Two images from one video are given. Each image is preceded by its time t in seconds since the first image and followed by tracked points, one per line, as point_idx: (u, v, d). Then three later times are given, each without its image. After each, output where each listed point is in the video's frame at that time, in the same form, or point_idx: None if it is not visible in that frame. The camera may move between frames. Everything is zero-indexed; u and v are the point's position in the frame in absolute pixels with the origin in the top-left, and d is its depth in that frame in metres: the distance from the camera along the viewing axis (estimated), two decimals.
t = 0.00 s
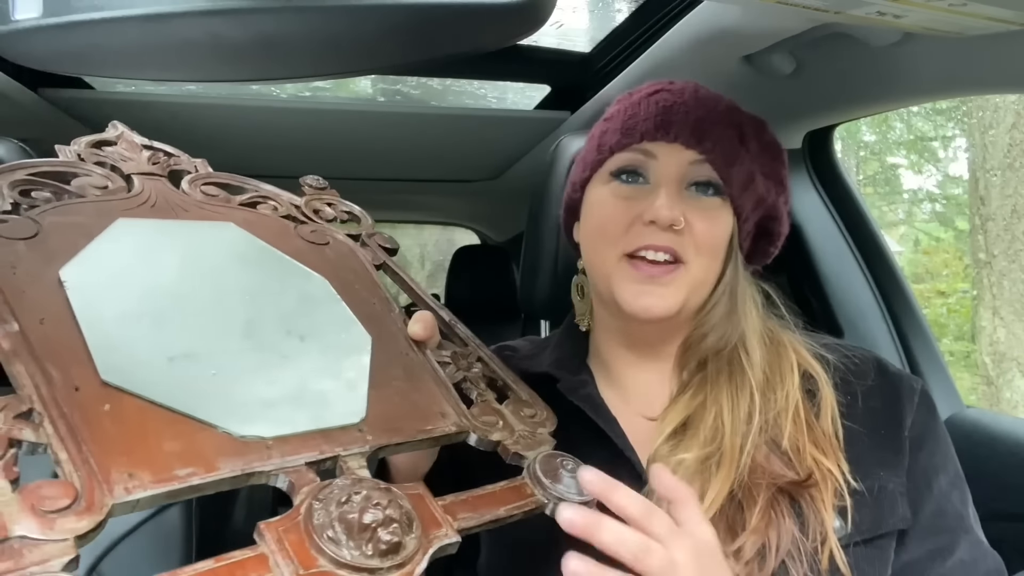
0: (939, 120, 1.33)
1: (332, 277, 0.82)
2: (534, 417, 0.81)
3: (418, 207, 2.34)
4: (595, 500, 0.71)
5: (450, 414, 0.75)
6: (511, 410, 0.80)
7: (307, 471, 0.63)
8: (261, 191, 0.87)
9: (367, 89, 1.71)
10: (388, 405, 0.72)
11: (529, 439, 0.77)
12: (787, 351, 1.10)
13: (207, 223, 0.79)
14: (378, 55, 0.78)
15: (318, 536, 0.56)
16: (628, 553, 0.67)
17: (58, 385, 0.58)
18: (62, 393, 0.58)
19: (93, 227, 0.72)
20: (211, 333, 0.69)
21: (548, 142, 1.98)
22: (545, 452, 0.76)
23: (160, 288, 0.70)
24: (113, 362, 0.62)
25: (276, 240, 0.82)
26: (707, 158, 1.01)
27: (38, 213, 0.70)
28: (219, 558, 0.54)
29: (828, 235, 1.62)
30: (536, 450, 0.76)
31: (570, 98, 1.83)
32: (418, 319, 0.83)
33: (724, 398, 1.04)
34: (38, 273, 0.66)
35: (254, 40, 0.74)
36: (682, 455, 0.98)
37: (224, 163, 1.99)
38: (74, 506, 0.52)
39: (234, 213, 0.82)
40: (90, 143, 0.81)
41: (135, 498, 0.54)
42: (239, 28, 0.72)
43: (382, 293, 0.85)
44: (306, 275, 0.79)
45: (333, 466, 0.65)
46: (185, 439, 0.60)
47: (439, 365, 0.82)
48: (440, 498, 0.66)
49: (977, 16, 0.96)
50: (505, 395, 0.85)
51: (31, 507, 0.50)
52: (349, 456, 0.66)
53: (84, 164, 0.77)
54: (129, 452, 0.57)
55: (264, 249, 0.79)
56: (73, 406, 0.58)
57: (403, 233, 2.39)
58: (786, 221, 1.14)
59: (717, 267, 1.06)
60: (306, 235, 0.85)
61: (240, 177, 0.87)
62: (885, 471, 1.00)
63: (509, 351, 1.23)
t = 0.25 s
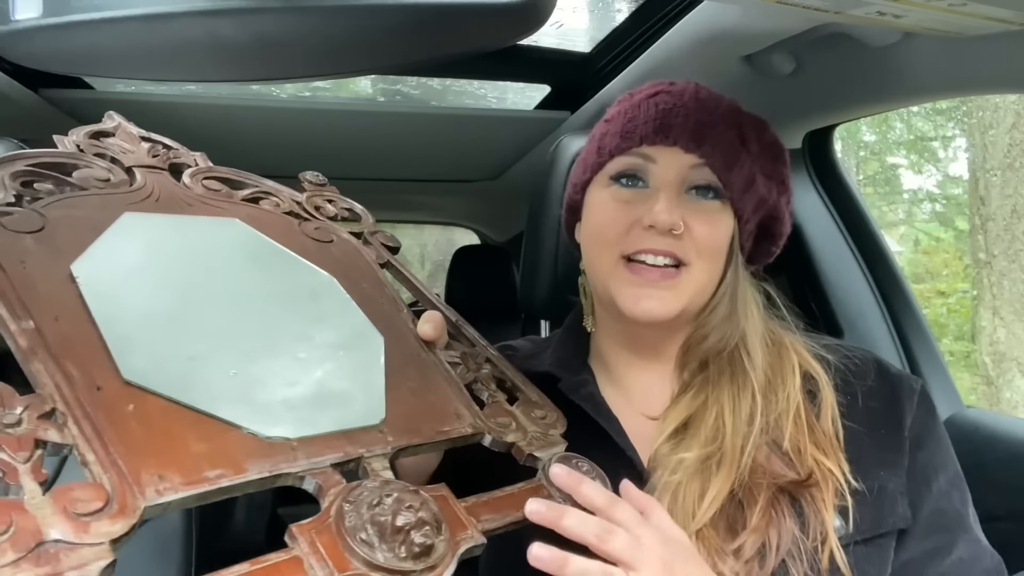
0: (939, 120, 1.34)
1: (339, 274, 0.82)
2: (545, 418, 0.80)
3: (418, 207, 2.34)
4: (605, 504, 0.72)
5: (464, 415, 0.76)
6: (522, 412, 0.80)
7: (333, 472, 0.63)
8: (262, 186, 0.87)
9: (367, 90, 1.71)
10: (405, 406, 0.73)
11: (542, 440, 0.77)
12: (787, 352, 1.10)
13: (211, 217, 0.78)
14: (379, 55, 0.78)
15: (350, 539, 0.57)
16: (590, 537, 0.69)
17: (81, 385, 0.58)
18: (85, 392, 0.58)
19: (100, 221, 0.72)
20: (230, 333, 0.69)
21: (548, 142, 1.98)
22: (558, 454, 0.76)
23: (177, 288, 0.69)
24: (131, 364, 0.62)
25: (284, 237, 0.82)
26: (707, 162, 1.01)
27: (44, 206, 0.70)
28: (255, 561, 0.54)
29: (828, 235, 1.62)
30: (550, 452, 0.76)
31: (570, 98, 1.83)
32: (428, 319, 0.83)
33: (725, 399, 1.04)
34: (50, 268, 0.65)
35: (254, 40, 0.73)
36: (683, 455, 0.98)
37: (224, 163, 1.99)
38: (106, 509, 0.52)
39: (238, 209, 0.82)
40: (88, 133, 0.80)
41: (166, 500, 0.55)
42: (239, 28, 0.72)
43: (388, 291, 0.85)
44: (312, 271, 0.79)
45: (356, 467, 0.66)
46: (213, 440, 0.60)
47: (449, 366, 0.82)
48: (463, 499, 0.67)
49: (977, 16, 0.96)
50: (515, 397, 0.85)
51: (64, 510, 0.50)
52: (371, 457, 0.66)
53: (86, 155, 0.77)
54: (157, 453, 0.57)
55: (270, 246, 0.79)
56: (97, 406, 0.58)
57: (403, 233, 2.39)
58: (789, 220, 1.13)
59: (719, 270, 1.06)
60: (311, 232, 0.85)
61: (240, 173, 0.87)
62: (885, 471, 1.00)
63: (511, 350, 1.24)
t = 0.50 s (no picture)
0: (939, 120, 1.33)
1: (338, 270, 0.82)
2: (543, 407, 0.82)
3: (418, 207, 2.34)
4: (609, 487, 0.72)
5: (465, 403, 0.76)
6: (521, 402, 0.81)
7: (342, 450, 0.63)
8: (257, 187, 0.87)
9: (367, 90, 1.71)
10: (408, 392, 0.73)
11: (540, 426, 0.78)
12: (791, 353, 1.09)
13: (211, 214, 0.78)
14: (379, 55, 0.78)
15: (364, 510, 0.57)
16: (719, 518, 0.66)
17: (93, 362, 0.58)
18: (97, 370, 0.58)
19: (104, 215, 0.71)
20: (236, 318, 0.69)
21: (548, 142, 1.98)
22: (559, 439, 0.77)
23: (184, 276, 0.69)
24: (144, 342, 0.62)
25: (283, 234, 0.82)
26: (699, 170, 1.01)
27: (47, 198, 0.69)
28: (271, 530, 0.54)
29: (828, 236, 1.62)
30: (549, 438, 0.77)
31: (570, 97, 1.83)
32: (426, 313, 0.85)
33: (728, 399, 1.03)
34: (58, 255, 0.65)
35: (254, 40, 0.73)
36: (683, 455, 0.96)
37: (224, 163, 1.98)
38: (124, 479, 0.52)
39: (236, 208, 0.82)
40: (87, 133, 0.80)
41: (183, 472, 0.55)
42: (239, 28, 0.72)
43: (385, 289, 0.85)
44: (312, 267, 0.79)
45: (363, 447, 0.66)
46: (223, 417, 0.60)
47: (449, 357, 0.83)
48: (469, 479, 0.67)
49: (977, 16, 0.96)
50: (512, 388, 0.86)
51: (84, 479, 0.50)
52: (379, 437, 0.66)
53: (85, 154, 0.77)
54: (170, 428, 0.57)
55: (270, 241, 0.79)
56: (110, 384, 0.57)
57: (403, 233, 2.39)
58: (786, 214, 1.13)
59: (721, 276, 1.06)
60: (307, 231, 0.85)
61: (237, 174, 0.87)
62: (887, 470, 1.00)
63: (512, 350, 1.24)
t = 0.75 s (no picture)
0: (939, 120, 1.33)
1: (331, 265, 0.82)
2: (532, 401, 0.81)
3: (418, 207, 2.34)
4: (595, 481, 0.72)
5: (451, 396, 0.76)
6: (509, 394, 0.81)
7: (324, 442, 0.64)
8: (255, 184, 0.87)
9: (368, 90, 1.70)
10: (394, 385, 0.73)
11: (529, 420, 0.78)
12: (793, 357, 1.10)
13: (207, 211, 0.78)
14: (379, 55, 0.78)
15: (342, 501, 0.57)
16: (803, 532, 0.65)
17: (79, 356, 0.59)
18: (82, 363, 0.58)
19: (99, 212, 0.71)
20: (224, 313, 0.69)
21: (548, 142, 1.98)
22: (545, 432, 0.77)
23: (173, 272, 0.70)
24: (129, 337, 0.62)
25: (277, 230, 0.82)
26: (663, 166, 1.00)
27: (43, 196, 0.69)
28: (247, 518, 0.55)
29: (828, 235, 1.62)
30: (536, 431, 0.77)
31: (570, 97, 1.83)
32: (417, 307, 0.84)
33: (729, 401, 1.04)
34: (49, 252, 0.65)
35: (254, 40, 0.73)
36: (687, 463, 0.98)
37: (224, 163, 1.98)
38: (103, 468, 0.53)
39: (233, 206, 0.82)
40: (86, 132, 0.80)
41: (162, 462, 0.55)
42: (239, 28, 0.72)
43: (377, 283, 0.85)
44: (305, 263, 0.79)
45: (347, 439, 0.66)
46: (204, 409, 0.61)
47: (439, 352, 0.82)
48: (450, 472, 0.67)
49: (977, 16, 0.96)
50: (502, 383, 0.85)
51: (63, 469, 0.51)
52: (361, 429, 0.67)
53: (83, 152, 0.77)
54: (153, 419, 0.58)
55: (265, 238, 0.79)
56: (94, 377, 0.58)
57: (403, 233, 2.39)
58: (779, 207, 1.11)
59: (702, 271, 1.06)
60: (303, 227, 0.85)
61: (234, 171, 0.87)
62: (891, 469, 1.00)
63: (513, 350, 1.23)
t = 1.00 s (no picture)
0: (939, 120, 1.33)
1: (321, 268, 0.82)
2: (521, 402, 0.81)
3: (418, 207, 2.35)
4: (580, 482, 0.72)
5: (436, 397, 0.76)
6: (497, 396, 0.80)
7: (296, 446, 0.64)
8: (251, 191, 0.87)
9: (368, 90, 1.70)
10: (376, 388, 0.73)
11: (515, 421, 0.77)
12: (785, 352, 1.10)
13: (199, 218, 0.78)
14: (379, 55, 0.78)
15: (307, 505, 0.57)
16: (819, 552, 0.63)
17: (54, 363, 0.59)
18: (57, 370, 0.58)
19: (87, 220, 0.71)
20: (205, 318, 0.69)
21: (547, 142, 1.98)
22: (530, 433, 0.76)
23: (154, 278, 0.70)
24: (107, 343, 0.62)
25: (269, 235, 0.82)
26: (667, 156, 1.01)
27: (33, 206, 0.70)
28: (212, 523, 0.55)
29: (828, 236, 1.62)
30: (522, 433, 0.76)
31: (570, 98, 1.83)
32: (406, 309, 0.83)
33: (724, 396, 1.03)
34: (34, 263, 0.65)
35: (254, 41, 0.73)
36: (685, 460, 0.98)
37: (223, 163, 1.99)
38: (69, 474, 0.52)
39: (225, 211, 0.82)
40: (82, 143, 0.80)
41: (129, 468, 0.55)
42: (238, 28, 0.72)
43: (368, 286, 0.85)
44: (294, 267, 0.79)
45: (322, 444, 0.66)
46: (176, 415, 0.61)
47: (427, 355, 0.82)
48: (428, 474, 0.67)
49: (977, 16, 0.96)
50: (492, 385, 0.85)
51: (28, 475, 0.51)
52: (337, 433, 0.66)
53: (76, 163, 0.77)
54: (122, 425, 0.58)
55: (256, 246, 0.78)
56: (68, 384, 0.58)
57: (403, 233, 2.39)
58: (771, 205, 1.12)
59: (699, 265, 1.06)
60: (296, 232, 0.85)
61: (229, 178, 0.87)
62: (889, 468, 1.00)
63: (511, 352, 1.23)
